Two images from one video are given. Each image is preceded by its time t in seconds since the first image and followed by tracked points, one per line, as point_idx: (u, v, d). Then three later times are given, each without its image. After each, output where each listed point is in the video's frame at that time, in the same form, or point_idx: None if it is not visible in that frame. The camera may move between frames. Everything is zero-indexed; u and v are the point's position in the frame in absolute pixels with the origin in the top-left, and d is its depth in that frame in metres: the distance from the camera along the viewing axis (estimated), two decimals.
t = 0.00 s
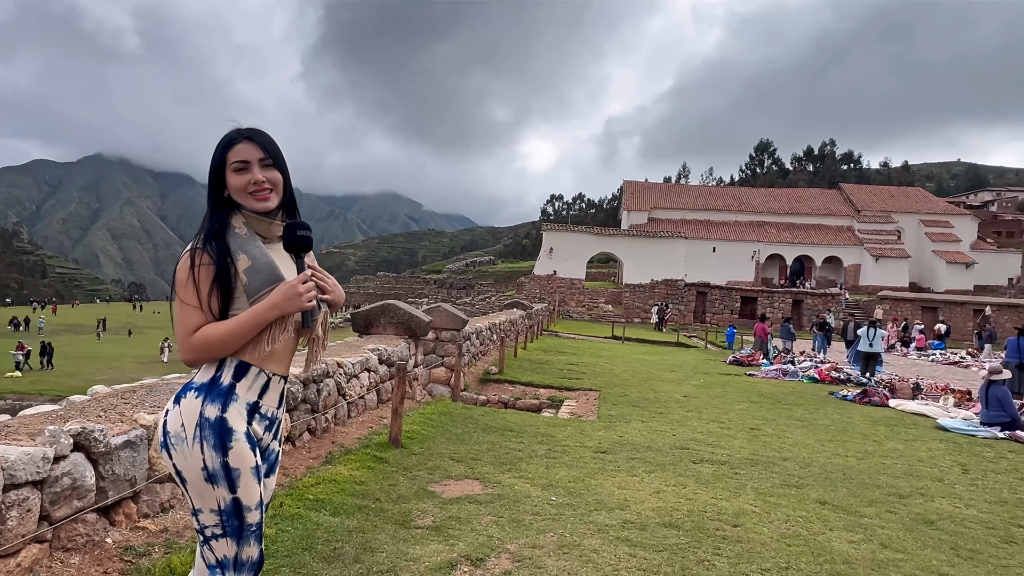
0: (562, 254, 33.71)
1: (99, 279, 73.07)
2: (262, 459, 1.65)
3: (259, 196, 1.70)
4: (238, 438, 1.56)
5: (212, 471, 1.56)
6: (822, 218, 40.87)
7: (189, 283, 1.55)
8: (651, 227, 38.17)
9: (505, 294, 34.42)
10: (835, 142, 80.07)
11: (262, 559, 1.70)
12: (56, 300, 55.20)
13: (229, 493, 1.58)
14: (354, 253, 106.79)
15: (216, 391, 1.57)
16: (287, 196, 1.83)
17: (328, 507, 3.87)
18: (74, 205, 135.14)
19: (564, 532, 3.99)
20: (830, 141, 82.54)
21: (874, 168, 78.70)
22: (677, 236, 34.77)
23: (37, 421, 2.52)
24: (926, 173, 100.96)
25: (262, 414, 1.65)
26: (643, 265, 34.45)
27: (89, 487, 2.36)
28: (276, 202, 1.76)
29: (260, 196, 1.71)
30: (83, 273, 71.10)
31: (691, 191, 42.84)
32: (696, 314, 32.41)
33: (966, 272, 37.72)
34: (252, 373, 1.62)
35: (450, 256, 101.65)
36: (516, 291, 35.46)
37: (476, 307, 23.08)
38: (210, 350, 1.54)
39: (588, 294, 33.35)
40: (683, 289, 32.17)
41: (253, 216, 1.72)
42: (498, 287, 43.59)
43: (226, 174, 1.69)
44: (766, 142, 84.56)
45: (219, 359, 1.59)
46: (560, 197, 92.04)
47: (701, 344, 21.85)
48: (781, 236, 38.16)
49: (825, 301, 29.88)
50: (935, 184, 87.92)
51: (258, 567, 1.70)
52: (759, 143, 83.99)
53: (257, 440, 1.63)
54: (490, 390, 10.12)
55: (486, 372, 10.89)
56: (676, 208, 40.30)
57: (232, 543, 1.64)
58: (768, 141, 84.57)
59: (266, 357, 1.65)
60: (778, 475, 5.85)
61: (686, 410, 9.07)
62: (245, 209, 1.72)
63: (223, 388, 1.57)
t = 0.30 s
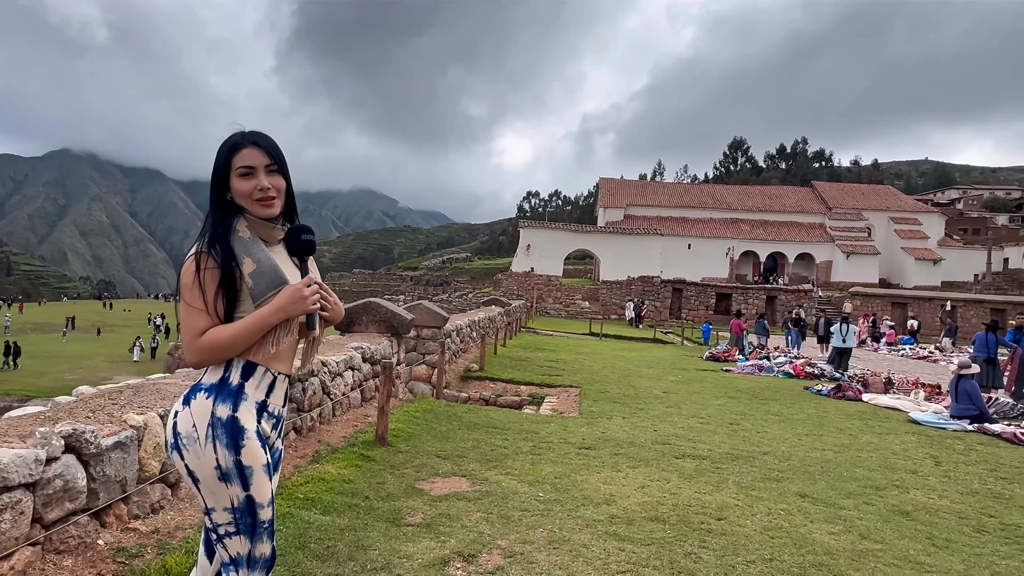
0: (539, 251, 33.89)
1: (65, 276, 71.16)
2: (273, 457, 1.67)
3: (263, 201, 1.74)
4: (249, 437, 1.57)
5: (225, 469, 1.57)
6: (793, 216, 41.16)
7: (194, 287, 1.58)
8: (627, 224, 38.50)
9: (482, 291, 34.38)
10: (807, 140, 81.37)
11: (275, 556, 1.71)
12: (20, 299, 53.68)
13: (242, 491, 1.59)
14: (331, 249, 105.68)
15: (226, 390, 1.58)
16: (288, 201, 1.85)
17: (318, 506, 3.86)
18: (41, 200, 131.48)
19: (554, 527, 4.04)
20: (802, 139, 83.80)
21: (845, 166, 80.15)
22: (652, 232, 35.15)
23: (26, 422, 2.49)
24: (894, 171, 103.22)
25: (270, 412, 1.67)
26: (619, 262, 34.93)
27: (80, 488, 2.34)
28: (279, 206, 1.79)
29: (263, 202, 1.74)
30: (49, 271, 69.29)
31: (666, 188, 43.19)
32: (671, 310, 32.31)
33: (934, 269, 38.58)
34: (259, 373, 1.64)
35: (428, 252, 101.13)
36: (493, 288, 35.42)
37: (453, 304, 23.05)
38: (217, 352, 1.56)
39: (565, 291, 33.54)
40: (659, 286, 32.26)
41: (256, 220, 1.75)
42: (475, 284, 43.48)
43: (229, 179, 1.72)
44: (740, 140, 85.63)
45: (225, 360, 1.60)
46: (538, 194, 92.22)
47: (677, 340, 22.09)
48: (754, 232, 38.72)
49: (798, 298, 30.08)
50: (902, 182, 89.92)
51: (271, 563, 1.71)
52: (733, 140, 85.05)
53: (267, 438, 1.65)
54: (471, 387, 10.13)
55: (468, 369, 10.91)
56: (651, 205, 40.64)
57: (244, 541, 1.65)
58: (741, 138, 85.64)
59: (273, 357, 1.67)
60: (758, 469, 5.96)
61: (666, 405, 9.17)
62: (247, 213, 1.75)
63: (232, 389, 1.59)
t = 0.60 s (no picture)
0: (526, 248, 33.99)
1: (47, 272, 70.10)
2: (274, 452, 1.71)
3: (263, 207, 1.76)
4: (255, 435, 1.61)
5: (232, 466, 1.60)
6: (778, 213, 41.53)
7: (197, 288, 1.60)
8: (614, 222, 38.71)
9: (469, 288, 34.33)
10: (791, 138, 82.11)
11: (279, 552, 1.74)
12: None
13: (249, 487, 1.63)
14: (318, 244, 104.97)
15: (231, 389, 1.62)
16: (286, 206, 1.89)
17: (311, 503, 3.88)
18: (19, 194, 129.10)
19: (544, 523, 4.08)
20: (787, 138, 84.49)
21: (828, 164, 80.94)
22: (639, 230, 35.37)
23: (18, 421, 2.49)
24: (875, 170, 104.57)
25: (271, 409, 1.70)
26: (606, 259, 35.21)
27: (74, 486, 2.35)
28: (278, 211, 1.82)
29: (264, 208, 1.77)
30: (28, 267, 68.08)
31: (652, 185, 43.40)
32: (658, 307, 32.20)
33: (916, 266, 39.18)
34: (261, 372, 1.67)
35: (415, 249, 100.79)
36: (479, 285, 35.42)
37: (440, 301, 23.03)
38: (222, 351, 1.59)
39: (552, 288, 33.50)
40: (645, 283, 31.87)
41: (254, 222, 1.78)
42: (462, 281, 43.43)
43: (231, 182, 1.74)
44: (725, 137, 86.16)
45: (229, 360, 1.64)
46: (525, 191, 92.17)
47: (664, 337, 22.25)
48: (739, 230, 39.06)
49: (782, 295, 30.36)
50: (885, 180, 91.06)
51: (275, 559, 1.73)
52: (719, 138, 85.57)
53: (268, 435, 1.69)
54: (459, 384, 10.15)
55: (456, 366, 10.93)
56: (638, 203, 40.84)
57: (250, 537, 1.67)
58: (727, 136, 86.16)
59: (273, 356, 1.71)
60: (745, 464, 6.06)
61: (653, 402, 9.26)
62: (247, 215, 1.77)
63: (237, 387, 1.62)
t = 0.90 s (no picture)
0: (522, 245, 34.10)
1: (40, 268, 69.70)
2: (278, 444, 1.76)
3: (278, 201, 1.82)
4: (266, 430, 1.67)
5: (242, 461, 1.65)
6: (775, 212, 42.01)
7: (217, 286, 1.62)
8: (609, 219, 38.80)
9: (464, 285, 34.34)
10: (787, 136, 82.35)
11: (279, 543, 1.79)
12: None
13: (257, 479, 1.68)
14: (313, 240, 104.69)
15: (242, 385, 1.65)
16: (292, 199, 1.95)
17: (306, 498, 3.91)
18: (10, 189, 127.95)
19: (537, 518, 4.13)
20: (783, 136, 84.65)
21: (824, 163, 81.18)
22: (634, 228, 35.49)
23: (16, 416, 2.50)
24: (870, 168, 104.99)
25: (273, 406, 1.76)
26: (602, 257, 35.35)
27: (71, 481, 2.37)
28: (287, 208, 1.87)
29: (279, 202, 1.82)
30: (20, 262, 67.55)
31: (648, 183, 43.46)
32: (653, 305, 32.41)
33: (910, 265, 39.39)
34: (267, 368, 1.72)
35: (410, 246, 100.66)
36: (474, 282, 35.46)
37: (435, 298, 23.03)
38: (237, 348, 1.62)
39: (548, 286, 33.10)
40: (641, 281, 32.10)
41: (266, 218, 1.82)
42: (457, 278, 43.45)
43: (249, 178, 1.77)
44: (721, 136, 86.30)
45: (240, 356, 1.66)
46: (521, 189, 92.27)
47: (658, 335, 22.32)
48: (734, 228, 39.18)
49: (777, 293, 30.55)
50: (880, 179, 91.45)
51: (276, 550, 1.79)
52: (715, 136, 85.71)
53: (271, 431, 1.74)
54: (454, 381, 10.19)
55: (450, 363, 10.96)
56: (633, 200, 40.90)
57: (255, 528, 1.72)
58: (723, 134, 86.31)
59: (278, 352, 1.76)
60: (736, 461, 6.12)
61: (647, 399, 9.32)
62: (260, 212, 1.81)
63: (247, 384, 1.66)
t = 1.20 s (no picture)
0: (511, 241, 34.07)
1: (23, 258, 68.61)
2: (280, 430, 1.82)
3: (272, 193, 1.85)
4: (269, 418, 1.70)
5: (248, 449, 1.70)
6: (763, 209, 42.36)
7: (214, 281, 1.66)
8: (599, 215, 38.90)
9: (452, 279, 34.30)
10: (776, 135, 82.86)
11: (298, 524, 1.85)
12: None
13: (265, 465, 1.73)
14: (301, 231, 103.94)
15: (237, 378, 1.70)
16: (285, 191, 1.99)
17: (297, 489, 3.96)
18: None
19: (525, 509, 4.20)
20: (772, 135, 85.17)
21: (813, 162, 81.84)
22: (623, 225, 35.63)
23: (11, 406, 2.53)
24: (858, 168, 105.98)
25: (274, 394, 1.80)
26: (591, 252, 35.40)
27: (66, 470, 2.41)
28: (282, 199, 1.89)
29: (274, 194, 1.86)
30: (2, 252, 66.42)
31: (638, 180, 43.62)
32: (642, 302, 32.64)
33: (895, 264, 39.87)
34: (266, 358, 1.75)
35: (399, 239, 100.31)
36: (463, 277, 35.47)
37: (424, 292, 23.01)
38: (235, 340, 1.65)
39: (536, 281, 33.33)
40: (630, 277, 32.31)
41: (261, 212, 1.84)
42: (446, 272, 43.38)
43: (238, 174, 1.80)
44: (711, 134, 86.69)
45: (236, 347, 1.70)
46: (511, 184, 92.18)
47: (647, 331, 22.48)
48: (722, 225, 39.46)
49: (764, 291, 30.85)
50: (867, 178, 92.34)
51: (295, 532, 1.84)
52: (705, 134, 86.08)
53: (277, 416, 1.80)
54: (443, 375, 10.24)
55: (439, 358, 11.01)
56: (622, 197, 41.04)
57: (273, 510, 1.77)
58: (713, 132, 86.71)
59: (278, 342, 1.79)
60: (721, 455, 6.23)
61: (634, 395, 9.43)
62: (254, 206, 1.84)
63: (244, 376, 1.70)
